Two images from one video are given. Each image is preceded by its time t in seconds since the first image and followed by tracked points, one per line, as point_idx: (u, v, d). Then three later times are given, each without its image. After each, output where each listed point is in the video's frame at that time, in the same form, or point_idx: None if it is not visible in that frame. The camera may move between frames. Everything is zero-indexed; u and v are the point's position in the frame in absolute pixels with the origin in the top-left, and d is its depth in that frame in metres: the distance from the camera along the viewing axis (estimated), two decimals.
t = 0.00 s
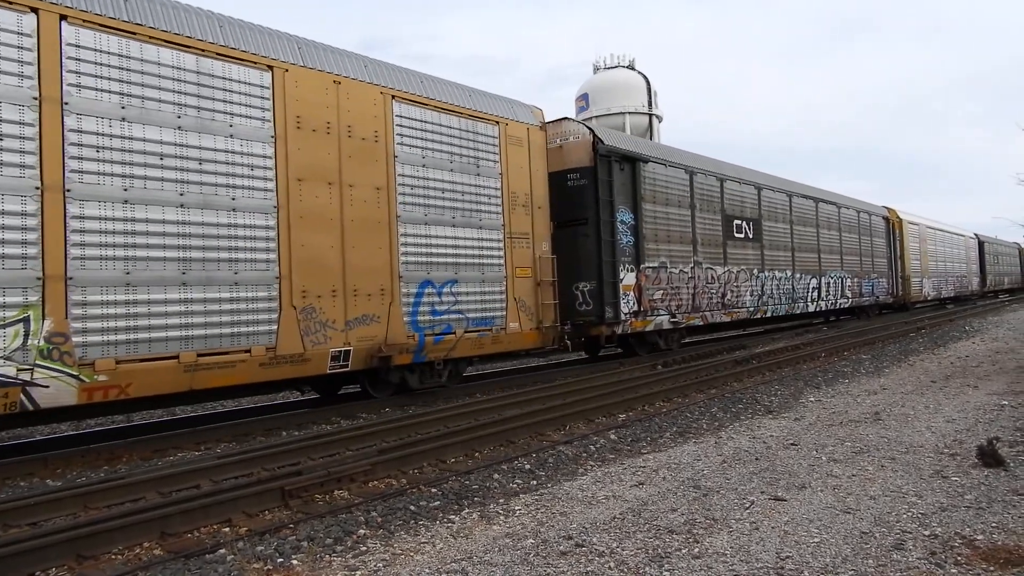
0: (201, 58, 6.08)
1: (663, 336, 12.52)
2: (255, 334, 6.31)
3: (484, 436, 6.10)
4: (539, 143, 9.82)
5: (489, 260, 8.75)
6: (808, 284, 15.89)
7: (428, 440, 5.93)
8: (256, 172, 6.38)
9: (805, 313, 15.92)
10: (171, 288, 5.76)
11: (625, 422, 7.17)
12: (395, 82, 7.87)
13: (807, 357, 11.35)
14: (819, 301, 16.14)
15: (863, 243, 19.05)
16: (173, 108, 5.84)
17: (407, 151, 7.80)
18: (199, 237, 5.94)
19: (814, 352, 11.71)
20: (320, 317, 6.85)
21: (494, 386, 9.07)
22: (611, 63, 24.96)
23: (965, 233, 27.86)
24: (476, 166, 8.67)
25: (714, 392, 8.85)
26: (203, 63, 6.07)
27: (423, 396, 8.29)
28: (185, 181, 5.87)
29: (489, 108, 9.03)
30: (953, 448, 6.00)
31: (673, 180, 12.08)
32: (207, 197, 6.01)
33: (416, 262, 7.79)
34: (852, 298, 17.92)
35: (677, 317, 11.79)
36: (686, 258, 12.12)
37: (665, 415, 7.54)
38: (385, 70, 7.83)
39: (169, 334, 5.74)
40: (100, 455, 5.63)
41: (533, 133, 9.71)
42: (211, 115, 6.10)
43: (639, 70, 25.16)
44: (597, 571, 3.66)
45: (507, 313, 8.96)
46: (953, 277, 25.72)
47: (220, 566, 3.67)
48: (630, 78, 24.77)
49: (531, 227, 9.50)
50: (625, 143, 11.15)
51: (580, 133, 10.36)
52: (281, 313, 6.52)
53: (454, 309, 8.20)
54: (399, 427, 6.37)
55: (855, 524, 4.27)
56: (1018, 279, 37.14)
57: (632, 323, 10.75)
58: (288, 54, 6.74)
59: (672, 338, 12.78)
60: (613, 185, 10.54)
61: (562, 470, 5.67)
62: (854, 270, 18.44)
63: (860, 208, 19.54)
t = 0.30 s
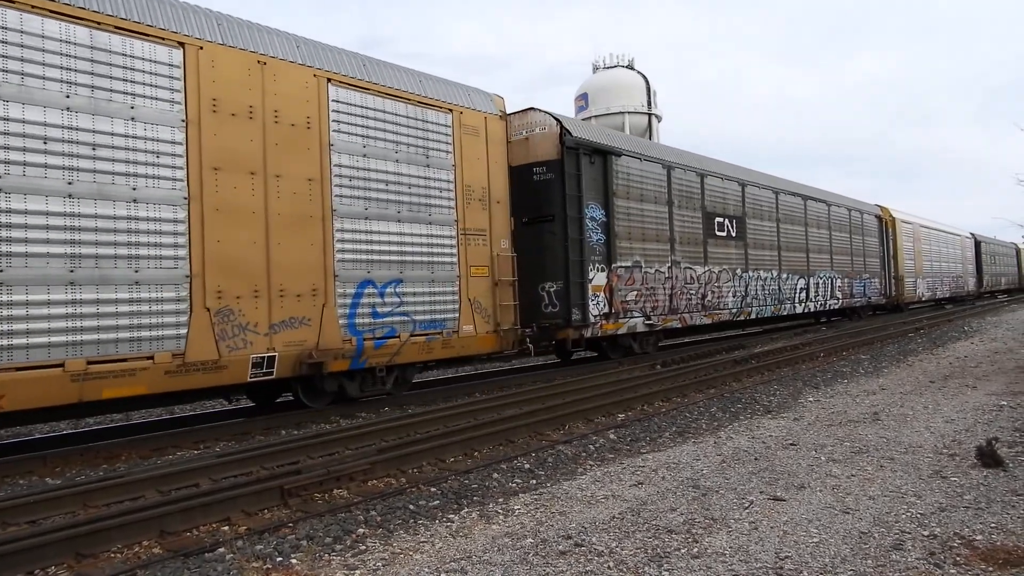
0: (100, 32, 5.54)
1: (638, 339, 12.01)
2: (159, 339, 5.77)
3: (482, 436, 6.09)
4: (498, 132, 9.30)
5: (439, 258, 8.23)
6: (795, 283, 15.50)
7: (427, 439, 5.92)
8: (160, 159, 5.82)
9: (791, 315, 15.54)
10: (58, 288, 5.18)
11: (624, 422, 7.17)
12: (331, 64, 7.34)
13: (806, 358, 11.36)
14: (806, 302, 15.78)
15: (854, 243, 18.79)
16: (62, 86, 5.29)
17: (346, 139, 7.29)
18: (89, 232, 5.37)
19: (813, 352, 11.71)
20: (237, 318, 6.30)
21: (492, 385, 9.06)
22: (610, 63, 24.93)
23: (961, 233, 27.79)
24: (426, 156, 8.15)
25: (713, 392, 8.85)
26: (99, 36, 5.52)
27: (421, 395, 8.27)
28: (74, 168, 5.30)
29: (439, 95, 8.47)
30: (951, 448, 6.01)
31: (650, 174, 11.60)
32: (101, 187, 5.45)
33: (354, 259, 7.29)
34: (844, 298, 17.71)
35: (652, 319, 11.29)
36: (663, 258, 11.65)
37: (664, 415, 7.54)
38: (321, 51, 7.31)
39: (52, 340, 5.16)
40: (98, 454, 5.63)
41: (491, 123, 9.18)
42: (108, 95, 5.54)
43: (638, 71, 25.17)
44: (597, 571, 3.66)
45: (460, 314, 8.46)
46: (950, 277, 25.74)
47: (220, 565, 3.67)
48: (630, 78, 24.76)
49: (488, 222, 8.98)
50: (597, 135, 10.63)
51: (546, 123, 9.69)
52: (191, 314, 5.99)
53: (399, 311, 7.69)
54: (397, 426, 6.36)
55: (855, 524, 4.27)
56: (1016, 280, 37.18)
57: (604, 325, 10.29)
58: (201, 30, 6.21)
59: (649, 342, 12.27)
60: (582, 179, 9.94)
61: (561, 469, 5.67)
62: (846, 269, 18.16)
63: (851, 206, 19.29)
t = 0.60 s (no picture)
0: None
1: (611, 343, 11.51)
2: (42, 348, 5.21)
3: (483, 436, 6.09)
4: (453, 123, 8.72)
5: (382, 258, 7.68)
6: (781, 282, 15.17)
7: (428, 440, 5.92)
8: (43, 147, 5.27)
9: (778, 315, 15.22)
10: None
11: (624, 421, 7.17)
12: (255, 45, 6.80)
13: (805, 356, 11.36)
14: (794, 302, 15.48)
15: (844, 240, 18.60)
16: None
17: (273, 128, 6.78)
18: None
19: (813, 351, 11.71)
20: (136, 322, 5.74)
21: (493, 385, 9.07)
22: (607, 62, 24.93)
23: (957, 230, 27.75)
24: (366, 147, 7.61)
25: (713, 391, 8.85)
26: None
27: (421, 396, 8.27)
28: None
29: (384, 80, 7.93)
30: (952, 445, 6.01)
31: (623, 168, 11.09)
32: None
33: (281, 260, 6.77)
34: (833, 297, 17.52)
35: (625, 320, 10.83)
36: (637, 257, 11.19)
37: (664, 414, 7.54)
38: (246, 31, 6.79)
39: None
40: (99, 455, 5.63)
41: (442, 112, 8.60)
42: None
43: (636, 71, 25.19)
44: (598, 570, 3.66)
45: (407, 318, 7.91)
46: (947, 275, 25.76)
47: (221, 566, 3.67)
48: (627, 78, 24.78)
49: (440, 219, 8.42)
50: (562, 126, 10.16)
51: (506, 114, 9.37)
52: (80, 317, 5.43)
53: (333, 315, 7.14)
54: (398, 427, 6.36)
55: (856, 522, 4.27)
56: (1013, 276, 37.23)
57: (570, 328, 9.81)
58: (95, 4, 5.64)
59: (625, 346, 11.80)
60: (544, 174, 9.49)
61: (562, 469, 5.67)
62: (837, 267, 17.97)
63: (841, 202, 19.08)
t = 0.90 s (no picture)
0: None
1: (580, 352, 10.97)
2: None
3: (482, 441, 6.09)
4: (398, 116, 7.94)
5: (312, 263, 6.89)
6: (765, 287, 14.87)
7: (427, 445, 5.92)
8: None
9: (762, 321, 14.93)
10: None
11: (623, 426, 7.18)
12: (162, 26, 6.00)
13: (804, 361, 11.38)
14: (778, 308, 15.21)
15: (833, 244, 18.38)
16: None
17: (182, 119, 5.99)
18: None
19: (811, 356, 11.72)
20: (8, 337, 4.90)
21: (492, 390, 9.07)
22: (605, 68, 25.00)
23: (951, 234, 27.75)
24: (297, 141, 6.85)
25: (712, 396, 8.85)
26: None
27: (419, 401, 8.25)
28: None
29: (318, 69, 7.18)
30: (951, 450, 6.02)
31: (590, 167, 10.69)
32: None
33: (191, 265, 5.95)
34: (821, 301, 17.28)
35: (593, 327, 10.35)
36: (608, 262, 10.78)
37: (663, 419, 7.54)
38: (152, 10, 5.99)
39: None
40: (97, 462, 5.61)
41: (388, 104, 7.84)
42: None
43: (634, 76, 25.27)
44: None
45: (342, 328, 7.14)
46: (942, 280, 25.84)
47: (220, 573, 3.65)
48: (625, 83, 24.87)
49: (381, 220, 7.64)
50: (523, 123, 9.76)
51: (461, 108, 9.04)
52: None
53: (254, 324, 6.36)
54: (397, 432, 6.35)
55: (855, 527, 4.27)
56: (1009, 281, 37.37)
57: (532, 335, 9.41)
58: None
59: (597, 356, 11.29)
60: (502, 172, 9.12)
61: (561, 474, 5.66)
62: (824, 271, 17.75)
63: (829, 206, 18.87)
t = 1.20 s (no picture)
0: None
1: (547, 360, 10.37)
2: None
3: (481, 443, 6.09)
4: (336, 103, 7.21)
5: (230, 262, 6.17)
6: (750, 290, 14.37)
7: (427, 446, 5.92)
8: None
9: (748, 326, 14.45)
10: None
11: (622, 429, 7.18)
12: None
13: (803, 364, 11.39)
14: (764, 313, 14.76)
15: (823, 247, 17.95)
16: None
17: (74, 101, 5.30)
18: None
19: (810, 359, 11.73)
20: None
21: (491, 392, 9.06)
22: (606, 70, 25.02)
23: (948, 238, 27.68)
24: (214, 129, 6.16)
25: (711, 399, 8.85)
26: None
27: (419, 402, 8.24)
28: None
29: (243, 51, 6.47)
30: (949, 454, 6.02)
31: (559, 162, 10.09)
32: None
33: (82, 265, 5.26)
34: (810, 306, 16.80)
35: (558, 332, 9.78)
36: (579, 266, 10.18)
37: (662, 422, 7.54)
38: None
39: None
40: (96, 462, 5.61)
41: (325, 90, 7.11)
42: None
43: (634, 78, 25.30)
44: None
45: (266, 333, 6.43)
46: (939, 284, 25.88)
47: (219, 574, 3.65)
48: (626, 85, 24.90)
49: (315, 215, 6.90)
50: (483, 113, 9.16)
51: (414, 97, 8.52)
52: None
53: (158, 330, 5.66)
54: (396, 434, 6.35)
55: (854, 531, 4.27)
56: (1006, 286, 37.40)
57: (491, 342, 8.84)
58: None
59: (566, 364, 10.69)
60: (457, 166, 8.54)
61: (560, 477, 5.66)
62: (814, 275, 17.32)
63: (820, 207, 18.43)
